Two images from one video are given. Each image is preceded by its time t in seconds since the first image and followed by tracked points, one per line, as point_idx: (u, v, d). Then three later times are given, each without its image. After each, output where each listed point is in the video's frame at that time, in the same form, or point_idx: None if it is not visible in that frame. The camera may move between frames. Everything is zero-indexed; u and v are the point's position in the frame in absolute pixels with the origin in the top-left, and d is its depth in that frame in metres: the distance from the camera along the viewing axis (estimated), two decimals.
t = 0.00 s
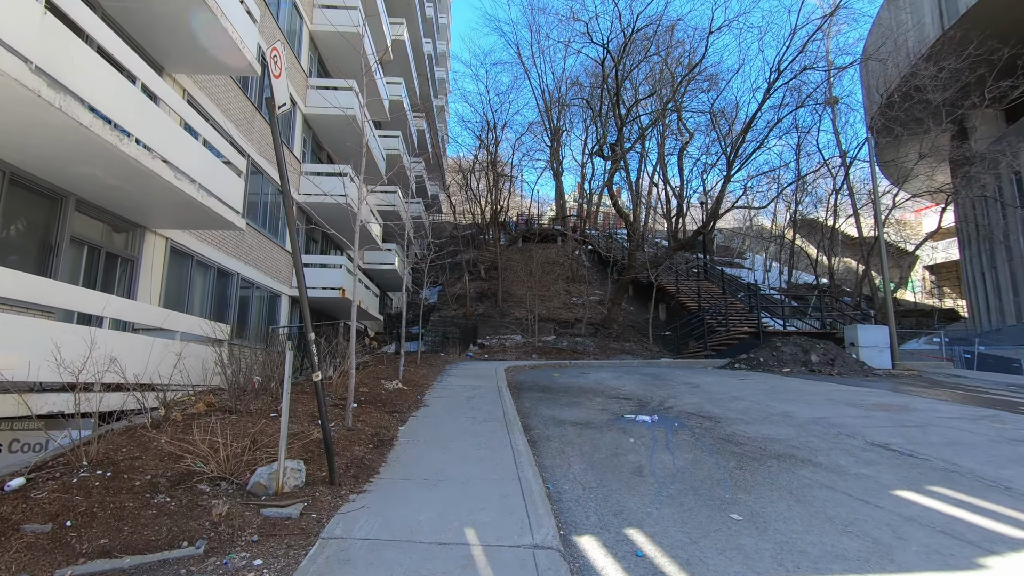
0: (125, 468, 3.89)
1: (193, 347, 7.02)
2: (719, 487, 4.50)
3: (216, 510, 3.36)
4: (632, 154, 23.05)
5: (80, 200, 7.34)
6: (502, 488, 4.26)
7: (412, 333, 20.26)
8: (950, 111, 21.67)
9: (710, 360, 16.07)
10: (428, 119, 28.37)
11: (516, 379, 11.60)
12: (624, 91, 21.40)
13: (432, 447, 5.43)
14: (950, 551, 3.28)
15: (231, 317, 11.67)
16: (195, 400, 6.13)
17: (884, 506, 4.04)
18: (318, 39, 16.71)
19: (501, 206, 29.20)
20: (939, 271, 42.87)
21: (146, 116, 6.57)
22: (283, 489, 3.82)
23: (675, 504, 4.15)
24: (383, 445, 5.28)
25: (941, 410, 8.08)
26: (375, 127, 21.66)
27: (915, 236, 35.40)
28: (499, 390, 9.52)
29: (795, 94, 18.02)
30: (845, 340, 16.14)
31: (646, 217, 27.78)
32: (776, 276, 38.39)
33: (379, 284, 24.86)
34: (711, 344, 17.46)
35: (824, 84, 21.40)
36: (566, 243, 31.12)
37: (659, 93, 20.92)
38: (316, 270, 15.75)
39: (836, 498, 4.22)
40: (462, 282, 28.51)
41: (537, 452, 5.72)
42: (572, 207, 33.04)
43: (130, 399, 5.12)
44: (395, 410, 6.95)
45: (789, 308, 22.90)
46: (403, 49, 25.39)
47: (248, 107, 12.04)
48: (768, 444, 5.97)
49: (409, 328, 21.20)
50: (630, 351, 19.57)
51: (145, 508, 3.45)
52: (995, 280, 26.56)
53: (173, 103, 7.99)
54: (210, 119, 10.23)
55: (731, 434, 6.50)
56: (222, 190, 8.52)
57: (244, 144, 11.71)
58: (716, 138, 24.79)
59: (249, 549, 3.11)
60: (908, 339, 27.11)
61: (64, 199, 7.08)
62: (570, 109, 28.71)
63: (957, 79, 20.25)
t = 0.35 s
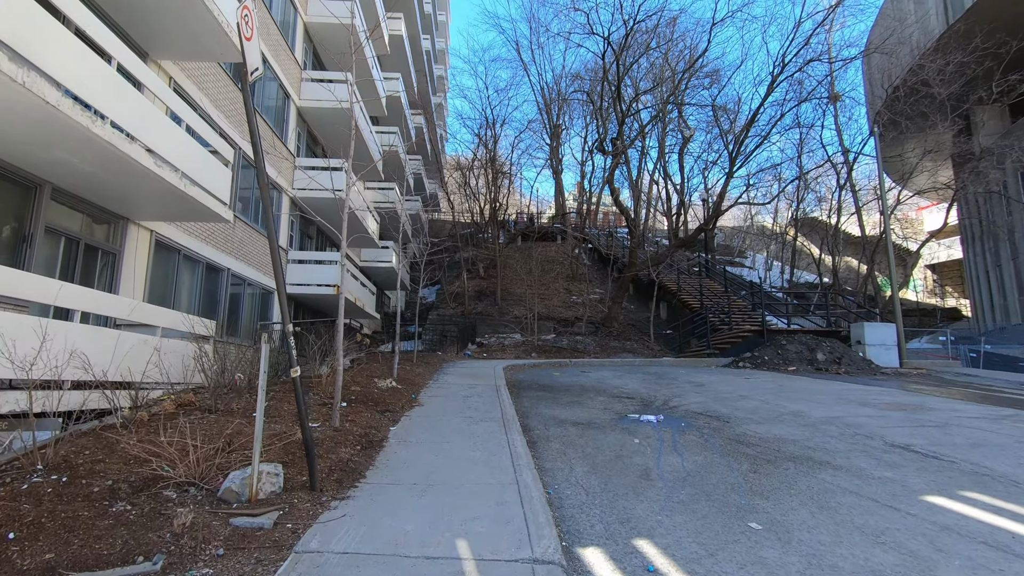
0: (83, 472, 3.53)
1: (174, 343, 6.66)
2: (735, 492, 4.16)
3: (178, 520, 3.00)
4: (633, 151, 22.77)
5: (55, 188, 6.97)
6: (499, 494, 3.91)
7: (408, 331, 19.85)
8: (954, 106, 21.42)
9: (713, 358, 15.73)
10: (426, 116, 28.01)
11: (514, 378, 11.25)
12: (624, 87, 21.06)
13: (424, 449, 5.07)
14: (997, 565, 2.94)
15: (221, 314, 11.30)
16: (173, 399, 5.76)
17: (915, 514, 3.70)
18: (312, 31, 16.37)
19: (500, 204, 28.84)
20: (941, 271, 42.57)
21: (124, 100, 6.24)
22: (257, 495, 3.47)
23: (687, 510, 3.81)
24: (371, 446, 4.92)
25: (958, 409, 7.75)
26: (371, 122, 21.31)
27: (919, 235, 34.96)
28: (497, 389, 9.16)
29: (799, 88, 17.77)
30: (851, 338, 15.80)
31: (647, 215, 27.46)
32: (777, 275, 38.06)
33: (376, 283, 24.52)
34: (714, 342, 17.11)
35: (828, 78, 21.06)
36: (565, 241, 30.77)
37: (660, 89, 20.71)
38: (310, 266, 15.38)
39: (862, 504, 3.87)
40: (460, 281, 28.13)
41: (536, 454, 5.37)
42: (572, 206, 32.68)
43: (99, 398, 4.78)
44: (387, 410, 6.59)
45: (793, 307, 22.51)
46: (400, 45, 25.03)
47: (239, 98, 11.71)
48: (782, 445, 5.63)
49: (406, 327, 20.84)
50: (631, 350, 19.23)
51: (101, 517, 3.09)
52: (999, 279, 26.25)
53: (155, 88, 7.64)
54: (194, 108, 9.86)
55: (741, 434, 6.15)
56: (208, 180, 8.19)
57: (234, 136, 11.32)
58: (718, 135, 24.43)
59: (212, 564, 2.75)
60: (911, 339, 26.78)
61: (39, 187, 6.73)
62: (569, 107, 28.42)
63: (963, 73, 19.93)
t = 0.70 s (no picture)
0: (29, 495, 3.15)
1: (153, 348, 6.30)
2: (754, 513, 3.77)
3: (126, 554, 2.61)
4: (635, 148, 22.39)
5: (27, 183, 6.60)
6: (494, 517, 3.52)
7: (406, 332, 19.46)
8: (962, 102, 21.03)
9: (718, 360, 15.34)
10: (425, 114, 27.61)
11: (514, 381, 10.87)
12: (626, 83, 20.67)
13: (414, 462, 4.68)
14: None
15: (210, 317, 10.95)
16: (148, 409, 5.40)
17: (958, 539, 3.32)
18: (307, 25, 15.98)
19: (500, 203, 28.46)
20: (946, 270, 42.08)
21: (98, 90, 5.90)
22: (222, 520, 3.08)
23: (703, 535, 3.43)
24: (357, 459, 4.54)
25: (979, 414, 7.37)
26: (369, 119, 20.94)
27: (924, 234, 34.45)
28: (496, 394, 8.78)
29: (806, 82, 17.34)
30: (859, 339, 15.42)
31: (648, 214, 27.06)
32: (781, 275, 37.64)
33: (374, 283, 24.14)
34: (718, 343, 16.71)
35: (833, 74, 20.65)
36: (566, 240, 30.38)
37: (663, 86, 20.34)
38: (305, 266, 15.01)
39: (896, 527, 3.50)
40: (459, 281, 27.74)
41: (536, 466, 4.98)
42: (573, 205, 32.28)
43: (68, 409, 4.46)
44: (378, 417, 6.24)
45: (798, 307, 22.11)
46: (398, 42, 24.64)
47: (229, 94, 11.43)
48: (800, 456, 5.24)
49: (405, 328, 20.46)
50: (634, 351, 18.84)
51: (41, 548, 2.71)
52: (1007, 278, 25.83)
53: (134, 80, 7.31)
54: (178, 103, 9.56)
55: (754, 443, 5.78)
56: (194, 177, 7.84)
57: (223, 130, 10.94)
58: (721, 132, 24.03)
59: None
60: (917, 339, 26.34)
61: (9, 180, 6.35)
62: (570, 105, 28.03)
63: (972, 68, 19.51)
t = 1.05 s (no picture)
0: None
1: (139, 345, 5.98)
2: (790, 527, 3.38)
3: None
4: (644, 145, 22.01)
5: (8, 171, 6.29)
6: (500, 533, 3.13)
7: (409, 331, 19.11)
8: (981, 94, 20.45)
9: (730, 359, 14.89)
10: (430, 112, 27.32)
11: (520, 381, 10.49)
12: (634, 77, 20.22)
13: (412, 468, 4.30)
14: None
15: (208, 315, 10.66)
16: (130, 410, 5.07)
17: None
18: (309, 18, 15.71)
19: (506, 201, 28.09)
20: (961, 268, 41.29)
21: (78, 70, 5.59)
22: (190, 537, 2.71)
23: (734, 553, 3.03)
24: (351, 465, 4.17)
25: (1015, 416, 6.94)
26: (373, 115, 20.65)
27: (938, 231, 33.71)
28: (501, 394, 8.40)
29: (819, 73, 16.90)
30: (877, 337, 14.92)
31: (656, 211, 26.61)
32: (791, 273, 37.10)
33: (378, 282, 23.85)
34: (731, 342, 16.26)
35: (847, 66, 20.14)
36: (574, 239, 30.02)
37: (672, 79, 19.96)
38: (307, 263, 14.69)
39: (953, 544, 3.10)
40: (465, 279, 27.38)
41: (545, 472, 4.60)
42: (580, 203, 31.89)
43: (34, 409, 4.13)
44: (376, 418, 5.88)
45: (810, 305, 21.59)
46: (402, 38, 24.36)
47: (228, 86, 11.24)
48: (831, 460, 4.84)
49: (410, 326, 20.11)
50: (643, 350, 18.42)
51: None
52: None
53: (122, 65, 7.00)
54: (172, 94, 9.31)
55: (778, 447, 5.37)
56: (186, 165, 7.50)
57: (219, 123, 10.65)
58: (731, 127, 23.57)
59: None
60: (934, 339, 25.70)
61: None
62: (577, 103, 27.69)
63: (991, 58, 18.94)
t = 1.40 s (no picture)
0: None
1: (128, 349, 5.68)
2: (834, 558, 2.99)
3: None
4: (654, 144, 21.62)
5: None
6: (505, 566, 2.76)
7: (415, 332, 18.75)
8: (1003, 87, 19.80)
9: (745, 361, 14.45)
10: (437, 111, 27.02)
11: (528, 385, 10.13)
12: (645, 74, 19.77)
13: (410, 485, 3.93)
14: None
15: (208, 317, 10.40)
16: (115, 419, 4.76)
17: None
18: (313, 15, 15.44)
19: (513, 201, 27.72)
20: (980, 267, 40.37)
21: (56, 58, 5.30)
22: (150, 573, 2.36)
23: None
24: (343, 482, 3.82)
25: None
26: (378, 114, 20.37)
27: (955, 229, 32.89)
28: (508, 399, 8.04)
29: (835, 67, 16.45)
30: (898, 339, 14.43)
31: (667, 209, 26.15)
32: (803, 273, 36.42)
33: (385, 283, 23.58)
34: (746, 343, 15.78)
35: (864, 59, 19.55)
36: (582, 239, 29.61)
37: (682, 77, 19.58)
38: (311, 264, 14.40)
39: None
40: (472, 280, 27.03)
41: (555, 488, 4.23)
42: (588, 202, 31.46)
43: None
44: (374, 427, 5.53)
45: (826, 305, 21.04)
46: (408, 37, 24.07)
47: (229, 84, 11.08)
48: (867, 476, 4.44)
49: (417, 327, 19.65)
50: (654, 351, 17.99)
51: None
52: None
53: (112, 57, 6.72)
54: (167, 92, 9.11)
55: (806, 458, 4.99)
56: (182, 160, 7.19)
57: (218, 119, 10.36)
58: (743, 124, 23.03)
59: None
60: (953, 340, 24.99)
61: None
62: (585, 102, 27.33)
63: (1014, 50, 18.30)
